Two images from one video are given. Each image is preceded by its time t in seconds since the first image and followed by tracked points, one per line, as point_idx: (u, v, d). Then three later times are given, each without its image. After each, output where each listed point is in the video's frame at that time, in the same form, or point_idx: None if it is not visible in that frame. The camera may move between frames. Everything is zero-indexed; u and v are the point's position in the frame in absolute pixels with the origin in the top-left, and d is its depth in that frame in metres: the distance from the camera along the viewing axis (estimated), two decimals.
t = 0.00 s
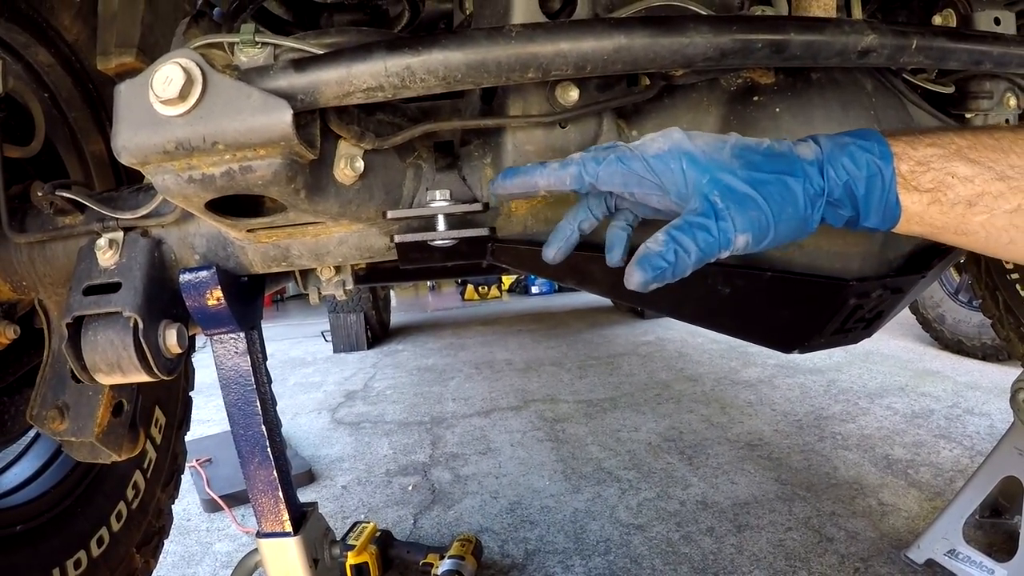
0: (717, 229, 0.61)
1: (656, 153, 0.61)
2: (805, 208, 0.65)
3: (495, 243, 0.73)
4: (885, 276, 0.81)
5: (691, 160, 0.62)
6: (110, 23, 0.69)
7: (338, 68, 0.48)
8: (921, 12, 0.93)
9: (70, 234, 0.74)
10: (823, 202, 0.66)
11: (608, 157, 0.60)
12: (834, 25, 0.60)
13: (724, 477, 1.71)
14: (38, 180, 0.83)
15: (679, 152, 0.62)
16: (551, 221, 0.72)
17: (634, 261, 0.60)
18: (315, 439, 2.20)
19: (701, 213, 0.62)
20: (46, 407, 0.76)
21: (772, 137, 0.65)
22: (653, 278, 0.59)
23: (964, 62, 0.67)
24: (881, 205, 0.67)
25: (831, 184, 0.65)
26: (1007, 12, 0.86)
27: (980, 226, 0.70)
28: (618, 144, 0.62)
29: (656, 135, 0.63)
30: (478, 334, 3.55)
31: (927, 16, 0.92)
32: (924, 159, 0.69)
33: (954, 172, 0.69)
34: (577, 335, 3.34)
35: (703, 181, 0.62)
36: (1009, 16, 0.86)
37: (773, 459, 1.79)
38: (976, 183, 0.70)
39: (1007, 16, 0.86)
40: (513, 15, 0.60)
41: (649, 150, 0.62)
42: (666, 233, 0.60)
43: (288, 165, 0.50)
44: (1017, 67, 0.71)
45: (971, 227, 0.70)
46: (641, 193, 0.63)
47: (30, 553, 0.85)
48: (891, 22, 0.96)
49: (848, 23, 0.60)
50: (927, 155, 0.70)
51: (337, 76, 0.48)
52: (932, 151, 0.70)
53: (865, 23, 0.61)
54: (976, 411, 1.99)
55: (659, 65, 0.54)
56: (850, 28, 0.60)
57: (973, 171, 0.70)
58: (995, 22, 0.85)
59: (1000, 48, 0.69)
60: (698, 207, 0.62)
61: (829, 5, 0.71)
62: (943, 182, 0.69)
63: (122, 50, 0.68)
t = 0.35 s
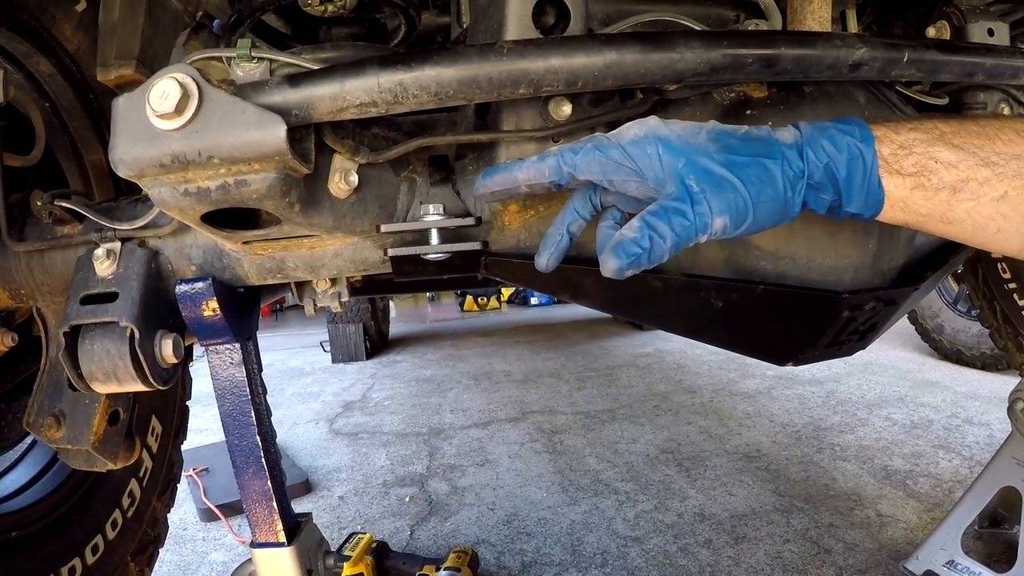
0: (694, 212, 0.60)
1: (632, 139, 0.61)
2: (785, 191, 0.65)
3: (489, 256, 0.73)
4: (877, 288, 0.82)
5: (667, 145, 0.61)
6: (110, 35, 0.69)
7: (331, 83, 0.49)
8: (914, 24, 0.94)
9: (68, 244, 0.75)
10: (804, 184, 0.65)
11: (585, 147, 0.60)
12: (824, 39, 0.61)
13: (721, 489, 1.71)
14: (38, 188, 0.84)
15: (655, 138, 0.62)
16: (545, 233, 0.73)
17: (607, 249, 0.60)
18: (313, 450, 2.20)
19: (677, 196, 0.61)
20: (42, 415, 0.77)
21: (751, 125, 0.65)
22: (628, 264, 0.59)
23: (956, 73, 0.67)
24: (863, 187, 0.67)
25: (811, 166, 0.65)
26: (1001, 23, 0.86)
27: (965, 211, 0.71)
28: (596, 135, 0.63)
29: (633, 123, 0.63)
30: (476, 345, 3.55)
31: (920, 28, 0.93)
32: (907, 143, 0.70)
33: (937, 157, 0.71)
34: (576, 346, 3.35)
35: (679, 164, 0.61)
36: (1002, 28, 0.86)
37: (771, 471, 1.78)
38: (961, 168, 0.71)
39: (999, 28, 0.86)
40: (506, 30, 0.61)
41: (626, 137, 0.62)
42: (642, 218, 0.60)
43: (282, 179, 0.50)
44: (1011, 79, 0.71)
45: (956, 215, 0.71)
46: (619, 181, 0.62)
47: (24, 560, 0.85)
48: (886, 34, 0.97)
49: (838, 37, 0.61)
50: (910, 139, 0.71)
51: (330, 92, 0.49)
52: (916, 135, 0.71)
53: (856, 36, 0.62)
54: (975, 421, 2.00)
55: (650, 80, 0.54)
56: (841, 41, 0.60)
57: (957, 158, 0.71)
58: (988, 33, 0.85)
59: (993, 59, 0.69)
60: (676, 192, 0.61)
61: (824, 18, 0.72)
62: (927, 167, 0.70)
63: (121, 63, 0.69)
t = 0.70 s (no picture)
0: (673, 245, 0.61)
1: (607, 176, 0.62)
2: (766, 214, 0.65)
3: (479, 274, 0.75)
4: (870, 302, 0.82)
5: (644, 179, 0.62)
6: (104, 55, 0.71)
7: (318, 104, 0.50)
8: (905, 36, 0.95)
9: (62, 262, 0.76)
10: (784, 204, 0.66)
11: (563, 187, 0.61)
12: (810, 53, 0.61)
13: (720, 505, 1.70)
14: (32, 207, 0.83)
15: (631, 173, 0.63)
16: (535, 250, 0.74)
17: (589, 291, 0.61)
18: (310, 468, 2.19)
19: (655, 230, 0.62)
20: (37, 432, 0.77)
21: (727, 150, 0.66)
22: (612, 304, 0.60)
23: (945, 84, 0.67)
24: (846, 200, 0.67)
25: (790, 185, 0.66)
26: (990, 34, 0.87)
27: (949, 220, 0.72)
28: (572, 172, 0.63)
29: (608, 158, 0.63)
30: (475, 362, 3.55)
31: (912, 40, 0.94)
32: (889, 154, 0.70)
33: (920, 167, 0.71)
34: (575, 363, 3.34)
35: (656, 198, 0.62)
36: (992, 38, 0.87)
37: (770, 486, 1.77)
38: (945, 177, 0.72)
39: (991, 38, 0.87)
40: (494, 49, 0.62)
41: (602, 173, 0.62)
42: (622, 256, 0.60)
43: (270, 199, 0.51)
44: (1001, 90, 0.70)
45: (942, 222, 0.71)
46: (600, 217, 0.63)
47: None
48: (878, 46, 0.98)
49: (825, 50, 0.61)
50: (891, 149, 0.71)
51: (317, 113, 0.50)
52: (896, 145, 0.71)
53: (843, 50, 0.62)
54: (975, 433, 1.99)
55: (635, 97, 0.55)
56: (827, 55, 0.61)
57: (939, 166, 0.72)
58: (978, 44, 0.86)
59: (984, 68, 0.68)
60: (656, 224, 0.62)
61: (814, 32, 0.73)
62: (909, 177, 0.70)
63: (116, 83, 0.70)
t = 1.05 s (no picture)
0: (658, 224, 0.61)
1: (603, 150, 0.62)
2: (759, 204, 0.66)
3: (474, 282, 0.74)
4: (869, 312, 0.82)
5: (639, 156, 0.62)
6: (106, 60, 0.72)
7: (313, 110, 0.50)
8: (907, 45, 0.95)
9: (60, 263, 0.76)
10: (779, 197, 0.66)
11: (558, 156, 0.61)
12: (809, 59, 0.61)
13: (719, 517, 1.69)
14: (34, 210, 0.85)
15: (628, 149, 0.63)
16: (532, 258, 0.74)
17: (567, 259, 0.61)
18: (308, 475, 2.18)
19: (643, 208, 0.62)
20: (32, 431, 0.77)
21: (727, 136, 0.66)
22: (586, 274, 0.60)
23: (945, 92, 0.67)
24: (844, 197, 0.67)
25: (787, 177, 0.66)
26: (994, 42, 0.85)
27: (951, 220, 0.72)
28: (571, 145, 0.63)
29: (608, 134, 0.64)
30: (476, 372, 3.54)
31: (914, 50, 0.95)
32: (890, 151, 0.71)
33: (921, 165, 0.71)
34: (575, 373, 3.33)
35: (649, 175, 0.62)
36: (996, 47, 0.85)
37: (769, 500, 1.76)
38: (948, 176, 0.71)
39: (993, 47, 0.85)
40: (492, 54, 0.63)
41: (600, 148, 0.62)
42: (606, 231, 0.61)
43: (264, 204, 0.52)
44: (1002, 98, 0.70)
45: (943, 223, 0.71)
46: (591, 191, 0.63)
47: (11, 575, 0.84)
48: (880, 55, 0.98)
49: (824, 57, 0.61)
50: (892, 147, 0.71)
51: (312, 118, 0.50)
52: (897, 142, 0.71)
53: (842, 57, 0.62)
54: (976, 448, 1.98)
55: (631, 103, 0.55)
56: (826, 62, 0.61)
57: (942, 163, 0.72)
58: (981, 51, 0.84)
59: (984, 77, 0.68)
60: (645, 203, 0.62)
61: (814, 41, 0.74)
62: (910, 175, 0.70)
63: (117, 87, 0.70)
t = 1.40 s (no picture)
0: (668, 265, 0.59)
1: (615, 186, 0.62)
2: (768, 243, 0.65)
3: (482, 287, 0.74)
4: (879, 318, 0.81)
5: (650, 193, 0.63)
6: (118, 65, 0.72)
7: (322, 111, 0.51)
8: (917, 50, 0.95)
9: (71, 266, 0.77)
10: (789, 236, 0.66)
11: (569, 192, 0.62)
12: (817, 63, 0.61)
13: (728, 527, 1.67)
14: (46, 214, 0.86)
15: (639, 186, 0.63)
16: (540, 262, 0.74)
17: (575, 298, 0.60)
18: (316, 482, 2.18)
19: (654, 245, 0.61)
20: (41, 432, 0.78)
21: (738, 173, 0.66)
22: (594, 315, 0.59)
23: (955, 95, 0.67)
24: (855, 234, 0.67)
25: (796, 216, 0.65)
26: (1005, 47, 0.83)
27: (963, 253, 0.71)
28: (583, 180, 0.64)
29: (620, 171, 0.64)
30: (484, 380, 3.53)
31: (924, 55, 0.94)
32: (900, 186, 0.70)
33: (932, 199, 0.70)
34: (584, 382, 3.32)
35: (659, 214, 0.62)
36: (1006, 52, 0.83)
37: (778, 510, 1.74)
38: (958, 209, 0.71)
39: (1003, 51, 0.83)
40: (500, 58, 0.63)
41: (611, 185, 0.63)
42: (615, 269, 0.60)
43: (273, 206, 0.52)
44: (1012, 100, 0.70)
45: (955, 257, 0.71)
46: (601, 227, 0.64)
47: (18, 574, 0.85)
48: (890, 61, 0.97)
49: (833, 61, 0.61)
50: (902, 181, 0.71)
51: (321, 120, 0.51)
52: (906, 176, 0.71)
53: (850, 60, 0.62)
54: (988, 458, 1.95)
55: (640, 106, 0.55)
56: (834, 65, 0.61)
57: (953, 196, 0.71)
58: (991, 56, 0.82)
59: (993, 80, 0.68)
60: (655, 240, 0.62)
61: (823, 47, 0.74)
62: (920, 210, 0.70)
63: (128, 92, 0.71)
